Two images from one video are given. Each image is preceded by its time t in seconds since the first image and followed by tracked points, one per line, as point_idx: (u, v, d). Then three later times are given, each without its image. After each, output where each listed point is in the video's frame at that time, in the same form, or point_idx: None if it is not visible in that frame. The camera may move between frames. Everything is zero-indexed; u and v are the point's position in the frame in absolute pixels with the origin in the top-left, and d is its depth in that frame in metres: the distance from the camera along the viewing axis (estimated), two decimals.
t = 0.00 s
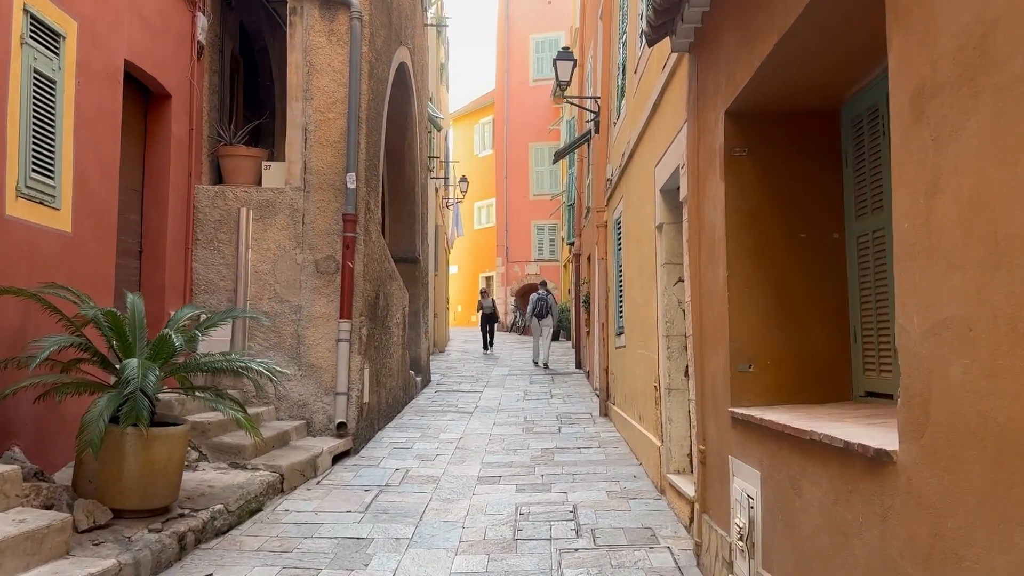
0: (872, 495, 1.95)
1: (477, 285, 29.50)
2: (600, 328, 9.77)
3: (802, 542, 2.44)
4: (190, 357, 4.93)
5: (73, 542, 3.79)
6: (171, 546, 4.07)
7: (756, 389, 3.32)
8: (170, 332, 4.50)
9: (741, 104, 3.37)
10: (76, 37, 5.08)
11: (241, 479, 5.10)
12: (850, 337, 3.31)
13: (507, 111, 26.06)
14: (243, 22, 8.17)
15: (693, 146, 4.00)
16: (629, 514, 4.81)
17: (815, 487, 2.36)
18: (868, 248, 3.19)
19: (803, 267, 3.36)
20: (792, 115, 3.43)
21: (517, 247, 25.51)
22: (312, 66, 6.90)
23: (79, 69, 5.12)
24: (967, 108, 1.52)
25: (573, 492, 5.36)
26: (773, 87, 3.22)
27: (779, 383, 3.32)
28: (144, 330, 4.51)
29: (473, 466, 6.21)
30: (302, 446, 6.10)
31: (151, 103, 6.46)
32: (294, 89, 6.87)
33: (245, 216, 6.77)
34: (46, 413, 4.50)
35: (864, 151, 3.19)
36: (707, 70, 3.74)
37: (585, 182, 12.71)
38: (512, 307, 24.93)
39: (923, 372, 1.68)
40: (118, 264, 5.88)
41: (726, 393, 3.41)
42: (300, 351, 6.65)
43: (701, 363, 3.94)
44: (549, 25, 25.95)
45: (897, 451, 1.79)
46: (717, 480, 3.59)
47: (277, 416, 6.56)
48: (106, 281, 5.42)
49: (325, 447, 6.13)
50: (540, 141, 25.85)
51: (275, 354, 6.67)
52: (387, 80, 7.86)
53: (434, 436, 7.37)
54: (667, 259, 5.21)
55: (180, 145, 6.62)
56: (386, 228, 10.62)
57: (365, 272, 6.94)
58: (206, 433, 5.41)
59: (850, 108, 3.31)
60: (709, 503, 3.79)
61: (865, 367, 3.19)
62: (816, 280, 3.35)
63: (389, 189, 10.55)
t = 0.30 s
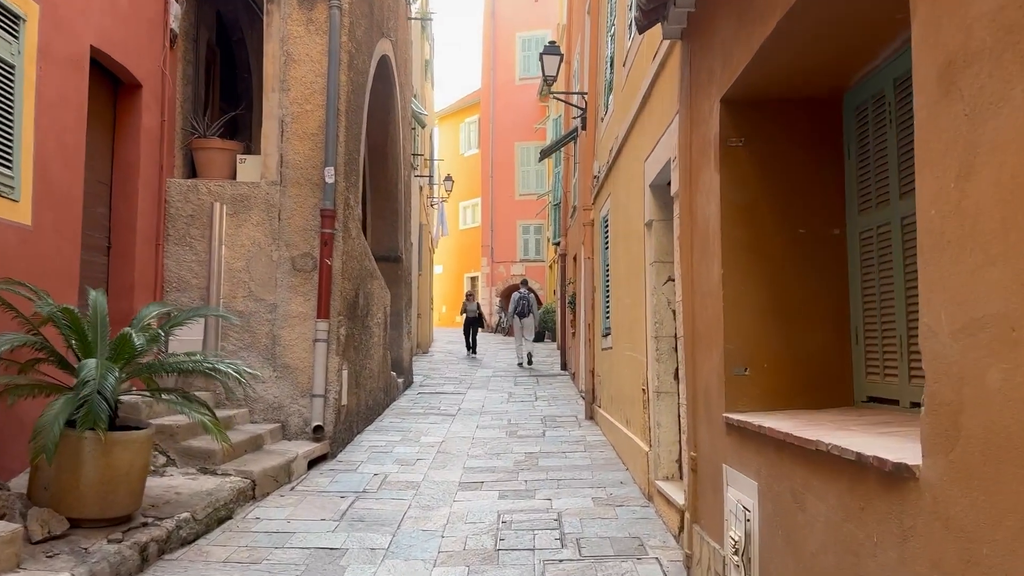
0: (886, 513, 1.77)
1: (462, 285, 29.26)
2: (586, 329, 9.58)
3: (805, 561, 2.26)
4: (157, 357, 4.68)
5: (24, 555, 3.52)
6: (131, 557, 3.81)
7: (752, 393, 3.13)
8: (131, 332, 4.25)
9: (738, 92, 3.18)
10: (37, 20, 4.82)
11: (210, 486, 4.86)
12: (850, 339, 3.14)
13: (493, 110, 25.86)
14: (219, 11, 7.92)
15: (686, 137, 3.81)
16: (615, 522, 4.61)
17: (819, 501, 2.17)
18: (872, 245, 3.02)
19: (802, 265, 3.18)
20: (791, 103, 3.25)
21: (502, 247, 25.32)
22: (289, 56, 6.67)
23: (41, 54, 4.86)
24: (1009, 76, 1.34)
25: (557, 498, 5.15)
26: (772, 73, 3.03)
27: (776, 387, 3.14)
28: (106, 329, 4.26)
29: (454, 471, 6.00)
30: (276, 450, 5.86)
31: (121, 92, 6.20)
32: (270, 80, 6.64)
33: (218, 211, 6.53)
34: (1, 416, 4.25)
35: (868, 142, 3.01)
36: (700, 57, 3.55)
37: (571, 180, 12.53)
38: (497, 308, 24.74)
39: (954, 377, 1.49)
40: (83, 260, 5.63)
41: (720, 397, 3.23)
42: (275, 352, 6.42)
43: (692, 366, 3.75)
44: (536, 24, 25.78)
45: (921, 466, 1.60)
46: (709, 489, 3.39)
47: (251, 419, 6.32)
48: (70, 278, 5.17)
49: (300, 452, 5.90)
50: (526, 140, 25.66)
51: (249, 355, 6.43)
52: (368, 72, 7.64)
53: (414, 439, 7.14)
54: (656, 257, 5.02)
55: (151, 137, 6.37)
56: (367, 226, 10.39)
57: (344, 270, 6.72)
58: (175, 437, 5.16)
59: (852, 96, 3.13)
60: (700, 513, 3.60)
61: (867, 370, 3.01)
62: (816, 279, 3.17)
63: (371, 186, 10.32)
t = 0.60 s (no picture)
0: (914, 540, 1.56)
1: (453, 285, 29.02)
2: (577, 329, 9.36)
3: None
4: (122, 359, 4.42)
5: None
6: (90, 572, 3.55)
7: (754, 398, 2.92)
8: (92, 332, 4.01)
9: (739, 75, 2.97)
10: None
11: (179, 493, 4.61)
12: (860, 341, 2.93)
13: (484, 108, 25.63)
14: None
15: (682, 126, 3.60)
16: (606, 532, 4.39)
17: (833, 521, 1.96)
18: (883, 240, 2.81)
19: (807, 261, 2.97)
20: (795, 88, 3.04)
21: (493, 246, 25.09)
22: (269, 46, 6.43)
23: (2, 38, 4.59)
24: None
25: (546, 506, 4.93)
26: (777, 55, 2.82)
27: (780, 392, 2.93)
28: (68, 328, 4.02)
29: (439, 477, 5.76)
30: (253, 455, 5.62)
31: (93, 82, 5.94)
32: (250, 70, 6.39)
33: (195, 206, 6.28)
34: None
35: (879, 129, 2.80)
36: (699, 40, 3.34)
37: (563, 178, 12.30)
38: (488, 308, 24.52)
39: (1008, 388, 1.29)
40: (49, 256, 5.37)
41: (719, 403, 3.01)
42: (254, 353, 6.18)
43: (688, 369, 3.54)
44: (527, 22, 25.55)
45: (961, 490, 1.39)
46: (708, 501, 3.18)
47: (229, 423, 6.09)
48: (35, 274, 4.92)
49: (278, 457, 5.66)
50: (517, 139, 25.42)
51: (227, 355, 6.18)
52: (353, 64, 7.40)
53: (399, 443, 6.90)
54: (649, 254, 4.80)
55: (125, 128, 6.11)
56: (354, 223, 10.14)
57: (326, 267, 6.48)
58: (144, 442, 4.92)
59: (861, 81, 2.93)
60: (697, 526, 3.38)
61: (878, 374, 2.80)
62: (822, 276, 2.96)
63: (357, 183, 10.07)
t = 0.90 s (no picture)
0: None
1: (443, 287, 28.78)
2: (569, 335, 9.13)
3: None
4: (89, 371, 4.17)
5: None
6: None
7: (762, 415, 2.71)
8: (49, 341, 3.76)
9: (746, 67, 2.75)
10: None
11: (149, 510, 4.35)
12: (874, 354, 2.72)
13: (475, 110, 25.42)
14: None
15: (682, 122, 3.38)
16: (600, 552, 4.16)
17: (860, 563, 1.75)
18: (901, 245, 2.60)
19: (818, 267, 2.76)
20: (805, 81, 2.82)
21: (483, 249, 24.86)
22: (250, 41, 6.18)
23: None
24: None
25: (536, 523, 4.70)
26: (786, 46, 2.60)
27: (789, 409, 2.72)
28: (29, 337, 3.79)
29: (425, 491, 5.52)
30: (230, 468, 5.38)
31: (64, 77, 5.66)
32: (230, 65, 6.15)
33: (172, 207, 6.03)
34: None
35: (897, 125, 2.59)
36: (702, 30, 3.13)
37: (554, 180, 12.09)
38: (478, 311, 24.28)
39: None
40: (16, 259, 5.11)
41: (723, 419, 2.79)
42: (232, 360, 5.94)
43: (688, 380, 3.32)
44: (519, 23, 25.36)
45: None
46: (710, 525, 2.96)
47: (206, 434, 5.85)
48: None
49: (256, 470, 5.42)
50: (509, 141, 25.21)
51: (204, 363, 5.93)
52: (338, 61, 7.16)
53: (385, 453, 6.66)
54: (645, 259, 4.59)
55: (98, 125, 5.84)
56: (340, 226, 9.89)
57: (309, 271, 6.24)
58: (113, 456, 4.65)
59: (876, 73, 2.72)
60: (698, 550, 3.16)
61: (896, 389, 2.59)
62: (834, 284, 2.75)
63: (344, 184, 9.82)
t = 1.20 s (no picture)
0: None
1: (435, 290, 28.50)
2: (564, 338, 8.88)
3: None
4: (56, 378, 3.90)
5: None
6: None
7: (782, 423, 2.47)
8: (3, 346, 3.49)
9: (762, 44, 2.52)
10: None
11: (119, 524, 4.06)
12: (904, 357, 2.49)
13: (466, 111, 25.18)
14: None
15: (689, 108, 3.14)
16: (600, 567, 3.91)
17: None
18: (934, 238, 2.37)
19: (842, 262, 2.52)
20: (826, 60, 2.59)
21: (475, 251, 24.60)
22: (232, 31, 5.93)
23: None
24: None
25: (531, 535, 4.45)
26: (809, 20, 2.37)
27: (809, 415, 2.48)
28: None
29: (414, 501, 5.27)
30: (208, 478, 5.11)
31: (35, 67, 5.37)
32: (211, 57, 5.89)
33: (149, 203, 5.76)
34: None
35: (929, 105, 2.37)
36: (711, 7, 2.90)
37: (548, 180, 11.86)
38: (470, 314, 24.00)
39: None
40: None
41: (739, 429, 2.55)
42: (212, 364, 5.68)
43: (696, 386, 3.08)
44: (511, 23, 25.15)
45: None
46: (723, 543, 2.71)
47: (185, 441, 5.59)
48: None
49: (236, 480, 5.15)
50: (501, 142, 24.97)
51: (183, 367, 5.67)
52: (325, 53, 6.91)
53: (373, 461, 6.40)
54: (646, 257, 4.35)
55: (71, 118, 5.56)
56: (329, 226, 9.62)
57: (294, 271, 5.99)
58: (82, 466, 4.37)
59: (905, 52, 2.49)
60: (709, 570, 2.91)
61: (928, 396, 2.36)
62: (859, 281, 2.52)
63: (332, 183, 9.56)
